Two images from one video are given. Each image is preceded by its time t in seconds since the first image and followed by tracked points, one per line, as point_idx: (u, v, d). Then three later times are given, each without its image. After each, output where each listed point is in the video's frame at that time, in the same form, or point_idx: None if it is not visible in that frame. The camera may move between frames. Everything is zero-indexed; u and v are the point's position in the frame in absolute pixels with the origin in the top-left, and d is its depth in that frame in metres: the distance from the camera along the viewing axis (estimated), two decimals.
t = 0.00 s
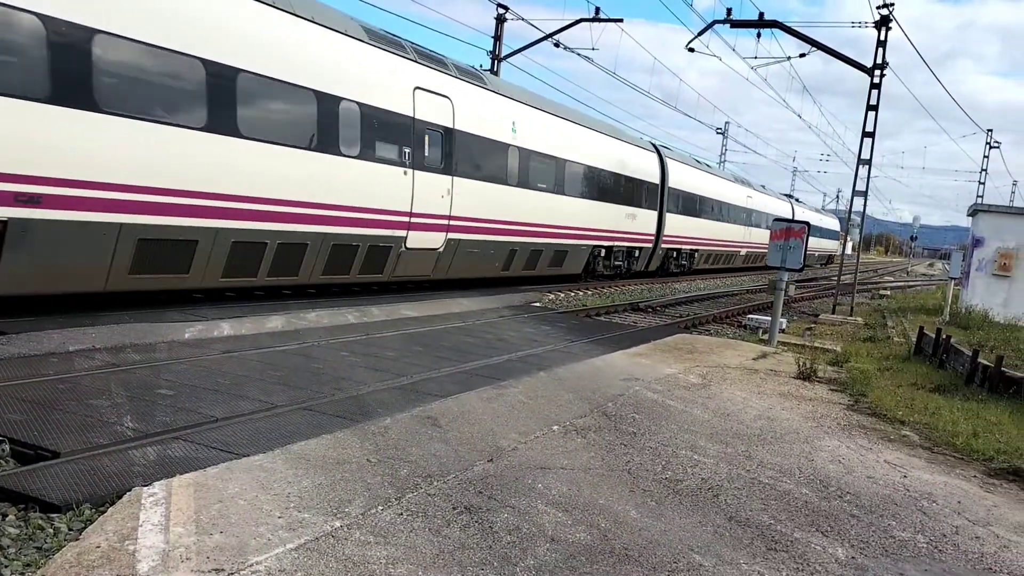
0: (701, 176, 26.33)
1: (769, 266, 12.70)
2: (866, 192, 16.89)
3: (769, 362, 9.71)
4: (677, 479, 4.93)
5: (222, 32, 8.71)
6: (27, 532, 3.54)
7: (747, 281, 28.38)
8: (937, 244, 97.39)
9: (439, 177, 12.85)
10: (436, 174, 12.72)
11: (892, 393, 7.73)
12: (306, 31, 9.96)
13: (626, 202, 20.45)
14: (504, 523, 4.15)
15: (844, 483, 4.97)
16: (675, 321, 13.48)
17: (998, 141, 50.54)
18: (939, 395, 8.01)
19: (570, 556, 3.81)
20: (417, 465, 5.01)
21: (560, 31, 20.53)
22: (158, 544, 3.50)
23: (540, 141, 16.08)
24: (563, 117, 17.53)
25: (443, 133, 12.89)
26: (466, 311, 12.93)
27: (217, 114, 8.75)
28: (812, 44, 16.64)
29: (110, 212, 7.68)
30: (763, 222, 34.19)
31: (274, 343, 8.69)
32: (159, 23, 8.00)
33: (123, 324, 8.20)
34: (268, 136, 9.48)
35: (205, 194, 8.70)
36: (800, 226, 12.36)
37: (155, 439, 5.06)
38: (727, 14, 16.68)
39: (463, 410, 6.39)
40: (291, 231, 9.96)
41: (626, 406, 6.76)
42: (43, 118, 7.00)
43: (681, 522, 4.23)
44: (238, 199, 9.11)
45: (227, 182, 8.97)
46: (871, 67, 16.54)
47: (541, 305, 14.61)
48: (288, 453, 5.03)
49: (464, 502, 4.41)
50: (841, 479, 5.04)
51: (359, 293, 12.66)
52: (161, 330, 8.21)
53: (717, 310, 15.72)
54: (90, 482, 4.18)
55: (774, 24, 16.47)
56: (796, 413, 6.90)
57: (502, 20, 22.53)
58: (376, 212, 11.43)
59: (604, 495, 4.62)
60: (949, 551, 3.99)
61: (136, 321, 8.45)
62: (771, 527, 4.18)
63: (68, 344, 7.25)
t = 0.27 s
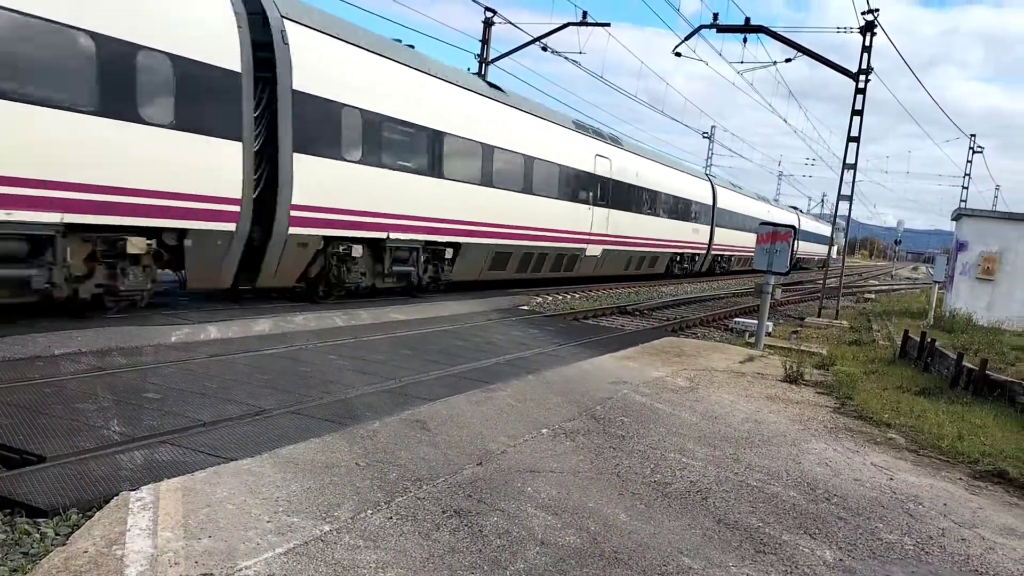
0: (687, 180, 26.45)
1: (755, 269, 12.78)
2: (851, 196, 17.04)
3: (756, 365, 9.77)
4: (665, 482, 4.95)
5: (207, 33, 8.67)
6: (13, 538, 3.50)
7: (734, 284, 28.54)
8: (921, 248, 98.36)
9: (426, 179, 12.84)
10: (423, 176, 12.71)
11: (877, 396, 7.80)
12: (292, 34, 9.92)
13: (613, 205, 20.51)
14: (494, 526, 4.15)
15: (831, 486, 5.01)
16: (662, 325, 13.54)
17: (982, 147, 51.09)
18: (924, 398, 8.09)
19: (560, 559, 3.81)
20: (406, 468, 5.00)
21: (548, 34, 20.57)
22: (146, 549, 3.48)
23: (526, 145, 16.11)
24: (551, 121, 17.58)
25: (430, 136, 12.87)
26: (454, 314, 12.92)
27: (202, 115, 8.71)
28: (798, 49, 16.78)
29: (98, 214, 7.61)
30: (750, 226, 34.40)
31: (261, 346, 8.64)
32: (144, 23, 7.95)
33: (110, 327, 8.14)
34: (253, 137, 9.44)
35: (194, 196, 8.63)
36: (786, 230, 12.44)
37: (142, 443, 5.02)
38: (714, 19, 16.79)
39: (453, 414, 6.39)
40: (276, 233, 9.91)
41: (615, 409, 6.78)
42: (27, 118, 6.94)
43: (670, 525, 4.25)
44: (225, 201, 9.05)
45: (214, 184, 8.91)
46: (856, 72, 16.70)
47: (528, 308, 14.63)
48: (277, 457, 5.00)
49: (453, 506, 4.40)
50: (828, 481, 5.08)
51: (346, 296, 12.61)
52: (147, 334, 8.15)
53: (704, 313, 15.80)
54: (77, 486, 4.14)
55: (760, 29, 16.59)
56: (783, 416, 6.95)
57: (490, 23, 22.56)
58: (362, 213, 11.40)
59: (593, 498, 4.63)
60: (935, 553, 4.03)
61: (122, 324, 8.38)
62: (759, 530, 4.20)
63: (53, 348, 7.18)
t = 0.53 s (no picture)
0: (677, 185, 26.56)
1: (745, 274, 12.84)
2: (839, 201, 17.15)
3: (745, 369, 9.82)
4: (656, 486, 4.95)
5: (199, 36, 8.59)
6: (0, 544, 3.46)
7: (723, 289, 28.66)
8: (907, 254, 98.90)
9: (416, 184, 12.85)
10: (414, 181, 12.71)
11: (866, 400, 7.85)
12: (283, 38, 9.90)
13: (603, 210, 20.57)
14: (485, 531, 4.14)
15: (821, 490, 5.03)
16: (652, 329, 13.57)
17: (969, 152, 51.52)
18: (912, 402, 8.14)
19: (551, 564, 3.81)
20: (396, 473, 4.99)
21: (537, 40, 20.63)
22: (135, 555, 3.45)
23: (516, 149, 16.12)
24: (540, 125, 17.61)
25: (420, 139, 12.85)
26: (444, 318, 12.91)
27: (192, 120, 8.63)
28: (786, 54, 16.89)
29: (89, 218, 7.57)
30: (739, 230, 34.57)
31: (250, 351, 8.60)
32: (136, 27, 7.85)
33: (98, 331, 8.08)
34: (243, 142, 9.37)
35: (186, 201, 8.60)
36: (775, 234, 12.50)
37: (131, 448, 4.98)
38: (704, 25, 16.89)
39: (443, 418, 6.37)
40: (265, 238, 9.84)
41: (605, 414, 6.79)
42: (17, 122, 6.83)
43: (661, 530, 4.26)
44: (214, 206, 8.98)
45: (206, 188, 8.87)
46: (844, 78, 16.82)
47: (518, 313, 14.63)
48: (266, 462, 4.98)
49: (444, 511, 4.39)
50: (818, 486, 5.10)
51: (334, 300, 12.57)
52: (135, 338, 8.09)
53: (694, 318, 15.85)
54: (65, 492, 4.11)
55: (749, 35, 16.70)
56: (772, 420, 6.98)
57: (480, 28, 22.60)
58: (353, 217, 11.40)
59: (584, 503, 4.63)
60: (925, 557, 4.05)
61: (110, 328, 8.32)
62: (749, 534, 4.21)
63: (41, 353, 7.12)
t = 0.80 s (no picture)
0: (669, 190, 26.63)
1: (737, 278, 12.89)
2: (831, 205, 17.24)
3: (738, 373, 9.85)
4: (648, 491, 4.96)
5: (191, 40, 8.56)
6: None
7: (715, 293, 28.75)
8: (898, 258, 99.44)
9: (411, 189, 12.84)
10: (409, 185, 12.70)
11: (858, 405, 7.89)
12: (278, 43, 9.92)
13: (596, 214, 20.61)
14: (477, 536, 4.14)
15: (813, 494, 5.05)
16: (645, 333, 13.60)
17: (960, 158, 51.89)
18: (904, 406, 8.19)
19: (544, 568, 3.81)
20: (389, 478, 4.98)
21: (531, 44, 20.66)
22: (127, 560, 3.43)
23: (509, 153, 16.14)
24: (533, 130, 17.63)
25: (414, 143, 12.84)
26: (437, 322, 12.89)
27: (184, 122, 8.57)
28: (778, 60, 16.99)
29: (83, 222, 7.56)
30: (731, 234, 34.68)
31: (242, 355, 8.57)
32: (128, 31, 7.82)
33: (90, 335, 8.05)
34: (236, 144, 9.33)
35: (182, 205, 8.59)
36: (767, 239, 12.56)
37: (122, 453, 4.96)
38: (696, 30, 16.97)
39: (436, 423, 6.37)
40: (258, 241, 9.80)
41: (598, 418, 6.80)
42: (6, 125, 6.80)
43: (653, 534, 4.26)
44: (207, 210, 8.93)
45: (202, 193, 8.86)
46: (836, 83, 16.93)
47: (511, 317, 14.63)
48: (259, 466, 4.96)
49: (437, 515, 4.39)
50: (810, 490, 5.12)
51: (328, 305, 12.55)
52: (127, 342, 8.04)
53: (687, 322, 15.89)
54: (57, 497, 4.08)
55: (741, 40, 16.79)
56: (765, 424, 7.00)
57: (473, 33, 22.63)
58: (348, 223, 11.37)
59: (577, 507, 4.63)
60: (916, 561, 4.07)
61: (102, 332, 8.27)
62: (742, 538, 4.22)
63: (32, 357, 7.07)
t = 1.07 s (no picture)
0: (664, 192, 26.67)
1: (732, 281, 12.91)
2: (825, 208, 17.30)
3: (732, 376, 9.87)
4: (643, 493, 4.97)
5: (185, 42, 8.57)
6: None
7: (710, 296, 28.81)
8: (892, 261, 99.79)
9: (406, 192, 12.85)
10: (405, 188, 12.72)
11: (852, 407, 7.91)
12: (274, 45, 9.91)
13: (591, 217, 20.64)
14: (472, 538, 4.13)
15: (808, 497, 5.06)
16: (640, 336, 13.62)
17: (953, 162, 52.14)
18: (898, 409, 8.21)
19: (538, 571, 3.81)
20: (384, 480, 4.97)
21: (526, 47, 20.67)
22: (121, 563, 3.42)
23: (504, 156, 16.14)
24: (529, 132, 17.62)
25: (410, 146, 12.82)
26: (432, 325, 12.89)
27: (177, 124, 8.59)
28: (773, 63, 17.04)
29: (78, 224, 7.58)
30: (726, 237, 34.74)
31: (237, 357, 8.55)
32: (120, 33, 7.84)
33: (85, 338, 8.03)
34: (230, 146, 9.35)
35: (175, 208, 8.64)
36: (762, 242, 12.59)
37: (116, 455, 4.94)
38: (692, 34, 17.01)
39: (431, 425, 6.36)
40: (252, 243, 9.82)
41: (593, 420, 6.81)
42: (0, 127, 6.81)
43: (648, 536, 4.27)
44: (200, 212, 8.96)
45: (195, 196, 8.90)
46: (830, 86, 16.99)
47: (506, 319, 14.63)
48: (254, 469, 4.95)
49: (431, 518, 4.39)
50: (804, 493, 5.13)
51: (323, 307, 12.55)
52: (121, 345, 8.02)
53: (681, 325, 15.92)
54: (50, 500, 4.07)
55: (736, 44, 16.83)
56: (759, 427, 7.02)
57: (469, 35, 22.64)
58: (342, 226, 11.39)
59: (571, 509, 4.64)
60: (910, 563, 4.09)
61: (96, 335, 8.25)
62: (736, 541, 4.23)
63: (26, 359, 7.05)
